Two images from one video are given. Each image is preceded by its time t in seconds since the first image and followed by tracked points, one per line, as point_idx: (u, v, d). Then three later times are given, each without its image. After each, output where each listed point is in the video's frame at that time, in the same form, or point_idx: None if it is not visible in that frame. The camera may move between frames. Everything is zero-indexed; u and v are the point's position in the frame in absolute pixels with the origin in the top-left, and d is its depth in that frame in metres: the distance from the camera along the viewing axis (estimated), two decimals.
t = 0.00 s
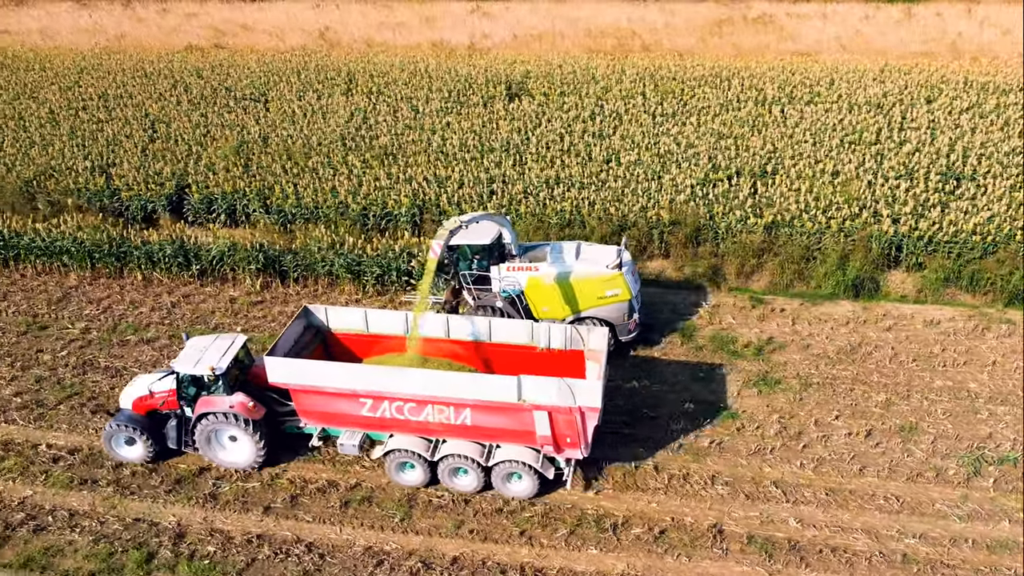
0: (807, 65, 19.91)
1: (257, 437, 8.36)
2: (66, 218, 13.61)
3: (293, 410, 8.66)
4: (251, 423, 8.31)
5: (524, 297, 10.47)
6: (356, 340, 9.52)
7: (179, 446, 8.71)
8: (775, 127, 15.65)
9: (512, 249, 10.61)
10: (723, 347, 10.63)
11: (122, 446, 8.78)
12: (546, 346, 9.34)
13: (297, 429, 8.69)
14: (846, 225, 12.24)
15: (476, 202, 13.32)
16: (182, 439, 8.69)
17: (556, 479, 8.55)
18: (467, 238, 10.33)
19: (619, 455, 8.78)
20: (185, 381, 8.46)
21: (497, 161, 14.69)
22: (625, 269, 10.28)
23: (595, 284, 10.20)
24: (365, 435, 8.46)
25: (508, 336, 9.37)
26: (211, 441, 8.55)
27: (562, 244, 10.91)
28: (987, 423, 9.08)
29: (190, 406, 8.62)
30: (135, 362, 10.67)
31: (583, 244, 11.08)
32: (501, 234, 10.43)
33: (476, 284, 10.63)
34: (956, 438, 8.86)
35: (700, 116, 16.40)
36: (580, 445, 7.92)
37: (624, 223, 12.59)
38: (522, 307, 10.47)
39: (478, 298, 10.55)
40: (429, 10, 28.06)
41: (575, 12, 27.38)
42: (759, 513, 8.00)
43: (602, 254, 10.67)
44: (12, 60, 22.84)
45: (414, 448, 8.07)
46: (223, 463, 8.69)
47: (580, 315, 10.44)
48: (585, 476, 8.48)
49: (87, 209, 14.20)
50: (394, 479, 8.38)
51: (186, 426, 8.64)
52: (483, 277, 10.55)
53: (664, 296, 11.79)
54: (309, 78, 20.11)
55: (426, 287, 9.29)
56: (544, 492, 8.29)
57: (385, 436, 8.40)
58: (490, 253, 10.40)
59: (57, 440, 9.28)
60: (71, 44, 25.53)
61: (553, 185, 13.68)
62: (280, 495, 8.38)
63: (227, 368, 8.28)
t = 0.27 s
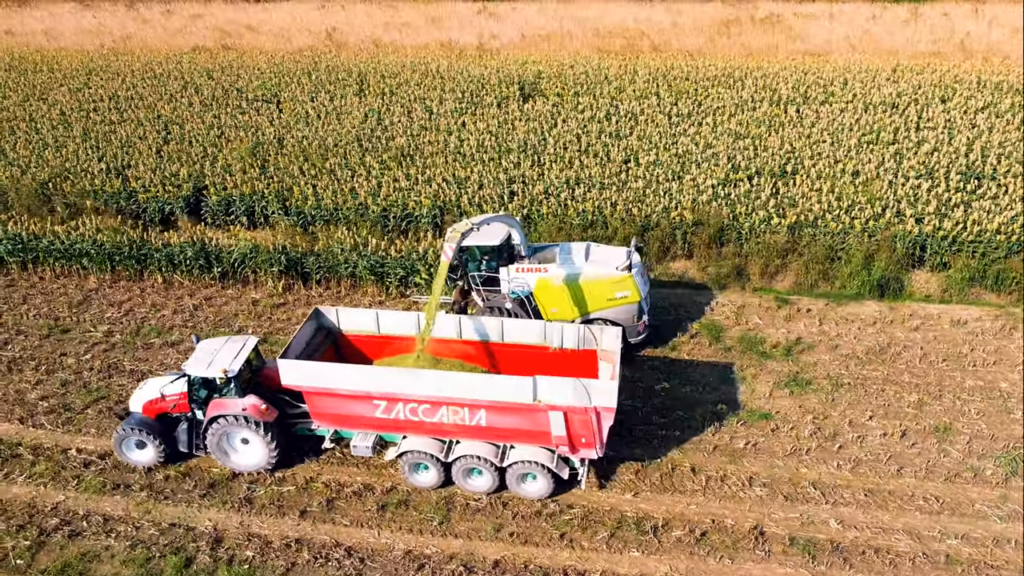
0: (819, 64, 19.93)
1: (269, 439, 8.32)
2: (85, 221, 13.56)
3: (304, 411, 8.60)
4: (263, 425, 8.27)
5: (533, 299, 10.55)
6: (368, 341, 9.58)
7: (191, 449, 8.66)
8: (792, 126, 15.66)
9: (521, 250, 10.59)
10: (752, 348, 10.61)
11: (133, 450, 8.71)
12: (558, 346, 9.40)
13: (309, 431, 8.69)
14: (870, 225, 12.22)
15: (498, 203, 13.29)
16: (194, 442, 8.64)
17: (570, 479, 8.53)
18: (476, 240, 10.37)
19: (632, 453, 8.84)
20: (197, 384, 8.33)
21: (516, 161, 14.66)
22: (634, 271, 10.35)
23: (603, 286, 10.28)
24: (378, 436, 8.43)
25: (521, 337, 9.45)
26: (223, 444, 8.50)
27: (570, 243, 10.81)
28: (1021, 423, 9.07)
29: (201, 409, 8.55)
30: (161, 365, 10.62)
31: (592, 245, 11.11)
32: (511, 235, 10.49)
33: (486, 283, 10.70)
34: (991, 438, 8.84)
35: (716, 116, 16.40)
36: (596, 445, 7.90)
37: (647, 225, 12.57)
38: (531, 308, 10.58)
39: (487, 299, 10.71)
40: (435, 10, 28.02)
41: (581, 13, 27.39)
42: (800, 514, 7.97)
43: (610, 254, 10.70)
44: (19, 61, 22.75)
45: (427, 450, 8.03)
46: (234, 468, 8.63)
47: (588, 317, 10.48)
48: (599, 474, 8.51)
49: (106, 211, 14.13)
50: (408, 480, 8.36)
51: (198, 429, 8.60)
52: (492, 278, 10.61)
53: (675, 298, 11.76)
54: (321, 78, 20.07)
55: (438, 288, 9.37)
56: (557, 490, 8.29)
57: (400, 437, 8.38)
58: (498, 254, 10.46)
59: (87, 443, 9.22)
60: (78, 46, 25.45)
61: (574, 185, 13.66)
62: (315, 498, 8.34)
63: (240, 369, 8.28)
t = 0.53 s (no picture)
0: (824, 64, 20.04)
1: (276, 442, 8.30)
2: (99, 224, 13.50)
3: (310, 415, 8.63)
4: (270, 429, 8.23)
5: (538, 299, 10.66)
6: (374, 342, 9.59)
7: (196, 454, 8.64)
8: (802, 125, 15.74)
9: (525, 251, 10.74)
10: (774, 347, 10.63)
11: (137, 455, 8.66)
12: (565, 346, 9.33)
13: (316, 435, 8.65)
14: (886, 224, 12.28)
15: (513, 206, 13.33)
16: (199, 447, 8.62)
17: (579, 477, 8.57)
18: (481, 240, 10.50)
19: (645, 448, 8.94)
20: (202, 388, 8.33)
21: (529, 163, 14.71)
22: (639, 271, 10.44)
23: (608, 286, 10.41)
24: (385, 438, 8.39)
25: (530, 335, 9.39)
26: (229, 449, 8.48)
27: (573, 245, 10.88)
28: None
29: (206, 413, 8.53)
30: (181, 370, 10.58)
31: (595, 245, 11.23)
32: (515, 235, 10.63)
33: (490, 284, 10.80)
34: (1019, 435, 8.88)
35: (726, 116, 16.48)
36: (606, 443, 7.93)
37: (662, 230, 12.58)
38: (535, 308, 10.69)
39: (491, 300, 10.80)
40: (435, 10, 28.00)
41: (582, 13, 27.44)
42: (834, 513, 7.98)
43: (613, 256, 10.76)
44: (21, 63, 22.63)
45: (436, 451, 8.05)
46: (241, 472, 8.62)
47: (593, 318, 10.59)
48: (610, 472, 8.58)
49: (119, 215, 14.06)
50: (418, 481, 8.36)
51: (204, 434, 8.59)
52: (496, 279, 10.73)
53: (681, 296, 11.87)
54: (327, 79, 20.04)
55: (444, 290, 9.38)
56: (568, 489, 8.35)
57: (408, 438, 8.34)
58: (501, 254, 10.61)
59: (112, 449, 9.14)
60: (78, 48, 25.34)
61: (589, 187, 13.71)
62: (346, 502, 8.29)
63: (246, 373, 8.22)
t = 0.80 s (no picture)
0: (819, 62, 20.24)
1: (277, 447, 8.25)
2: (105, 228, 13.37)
3: (309, 419, 8.50)
4: (271, 433, 8.19)
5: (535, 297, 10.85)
6: (375, 344, 9.45)
7: (195, 460, 8.54)
8: (804, 122, 15.88)
9: (523, 251, 11.02)
10: (790, 344, 10.70)
11: (135, 461, 8.58)
12: (566, 344, 9.34)
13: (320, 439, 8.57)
14: (896, 219, 12.39)
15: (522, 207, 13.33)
16: (198, 452, 8.52)
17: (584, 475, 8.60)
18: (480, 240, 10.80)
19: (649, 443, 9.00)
20: (201, 394, 8.28)
21: (536, 164, 14.76)
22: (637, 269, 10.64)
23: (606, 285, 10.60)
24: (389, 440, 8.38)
25: (528, 334, 9.37)
26: (230, 455, 8.43)
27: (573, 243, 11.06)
28: None
29: (205, 418, 8.47)
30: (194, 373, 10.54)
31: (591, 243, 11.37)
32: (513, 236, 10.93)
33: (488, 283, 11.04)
34: None
35: (728, 114, 16.59)
36: (609, 439, 8.00)
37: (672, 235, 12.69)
38: (533, 306, 10.90)
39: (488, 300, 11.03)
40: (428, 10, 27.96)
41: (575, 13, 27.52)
42: (862, 508, 8.03)
43: (610, 254, 10.95)
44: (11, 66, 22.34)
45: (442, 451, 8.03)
46: (242, 477, 8.57)
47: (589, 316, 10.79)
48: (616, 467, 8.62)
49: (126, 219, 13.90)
50: (422, 481, 8.37)
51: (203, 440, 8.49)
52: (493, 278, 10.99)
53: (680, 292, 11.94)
54: (325, 81, 19.99)
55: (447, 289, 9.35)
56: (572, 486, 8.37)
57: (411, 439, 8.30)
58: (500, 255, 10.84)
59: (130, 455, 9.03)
60: (68, 49, 25.04)
61: (597, 186, 13.75)
62: (371, 506, 8.24)
63: (245, 378, 8.29)
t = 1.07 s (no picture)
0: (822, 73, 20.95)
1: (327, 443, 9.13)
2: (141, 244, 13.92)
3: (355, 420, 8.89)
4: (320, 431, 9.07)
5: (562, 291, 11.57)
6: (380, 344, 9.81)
7: (243, 459, 9.20)
8: (807, 141, 16.65)
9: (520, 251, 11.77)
10: (781, 354, 11.54)
11: (185, 461, 9.27)
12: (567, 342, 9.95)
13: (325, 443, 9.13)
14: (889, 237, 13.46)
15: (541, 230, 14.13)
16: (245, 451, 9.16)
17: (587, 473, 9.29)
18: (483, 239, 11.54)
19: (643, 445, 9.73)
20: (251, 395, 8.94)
21: (553, 179, 15.41)
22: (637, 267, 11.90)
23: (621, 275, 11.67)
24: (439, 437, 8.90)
25: (525, 331, 9.85)
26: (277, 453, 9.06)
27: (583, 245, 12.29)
28: None
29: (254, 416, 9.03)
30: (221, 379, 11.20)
31: (581, 245, 12.39)
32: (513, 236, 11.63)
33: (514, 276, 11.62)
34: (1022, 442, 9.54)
35: (734, 130, 17.35)
36: (600, 430, 8.68)
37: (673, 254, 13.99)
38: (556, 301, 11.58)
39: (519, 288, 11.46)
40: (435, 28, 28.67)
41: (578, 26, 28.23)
42: (866, 524, 8.61)
43: (611, 253, 12.11)
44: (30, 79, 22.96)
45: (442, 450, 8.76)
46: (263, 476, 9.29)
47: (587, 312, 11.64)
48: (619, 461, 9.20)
49: (164, 231, 14.68)
50: (423, 484, 9.10)
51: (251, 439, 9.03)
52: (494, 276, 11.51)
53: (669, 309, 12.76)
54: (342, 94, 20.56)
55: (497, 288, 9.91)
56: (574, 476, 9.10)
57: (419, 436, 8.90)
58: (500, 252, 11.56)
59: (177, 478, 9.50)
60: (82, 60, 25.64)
61: (613, 205, 14.41)
62: (407, 530, 8.73)
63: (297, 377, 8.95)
